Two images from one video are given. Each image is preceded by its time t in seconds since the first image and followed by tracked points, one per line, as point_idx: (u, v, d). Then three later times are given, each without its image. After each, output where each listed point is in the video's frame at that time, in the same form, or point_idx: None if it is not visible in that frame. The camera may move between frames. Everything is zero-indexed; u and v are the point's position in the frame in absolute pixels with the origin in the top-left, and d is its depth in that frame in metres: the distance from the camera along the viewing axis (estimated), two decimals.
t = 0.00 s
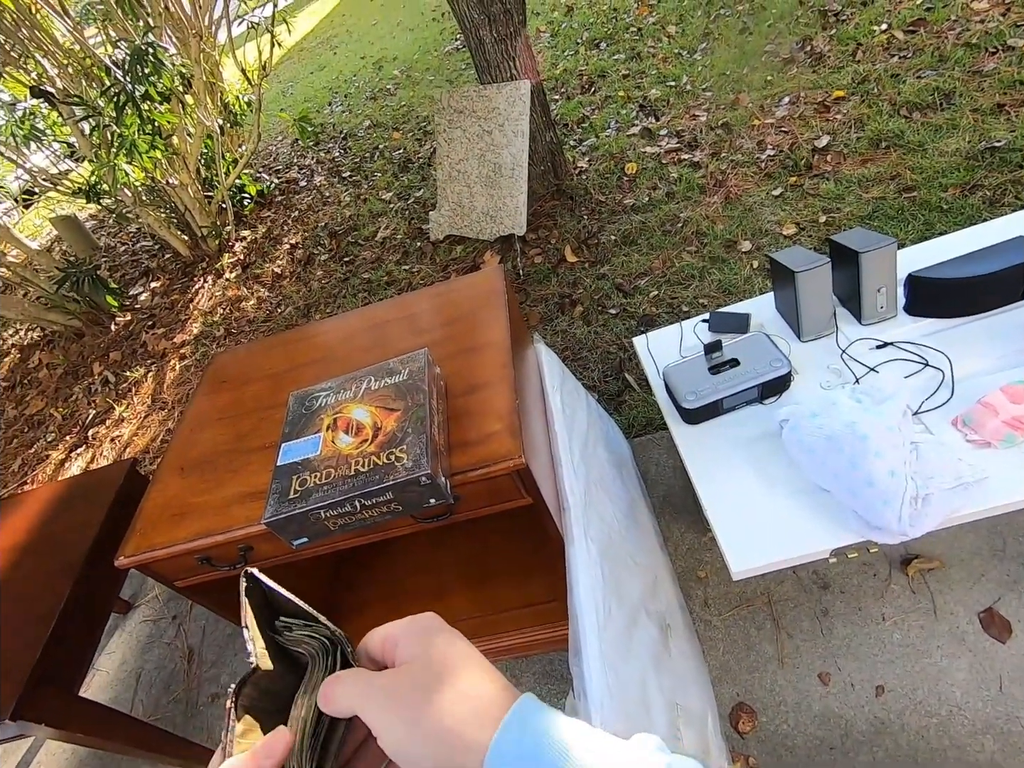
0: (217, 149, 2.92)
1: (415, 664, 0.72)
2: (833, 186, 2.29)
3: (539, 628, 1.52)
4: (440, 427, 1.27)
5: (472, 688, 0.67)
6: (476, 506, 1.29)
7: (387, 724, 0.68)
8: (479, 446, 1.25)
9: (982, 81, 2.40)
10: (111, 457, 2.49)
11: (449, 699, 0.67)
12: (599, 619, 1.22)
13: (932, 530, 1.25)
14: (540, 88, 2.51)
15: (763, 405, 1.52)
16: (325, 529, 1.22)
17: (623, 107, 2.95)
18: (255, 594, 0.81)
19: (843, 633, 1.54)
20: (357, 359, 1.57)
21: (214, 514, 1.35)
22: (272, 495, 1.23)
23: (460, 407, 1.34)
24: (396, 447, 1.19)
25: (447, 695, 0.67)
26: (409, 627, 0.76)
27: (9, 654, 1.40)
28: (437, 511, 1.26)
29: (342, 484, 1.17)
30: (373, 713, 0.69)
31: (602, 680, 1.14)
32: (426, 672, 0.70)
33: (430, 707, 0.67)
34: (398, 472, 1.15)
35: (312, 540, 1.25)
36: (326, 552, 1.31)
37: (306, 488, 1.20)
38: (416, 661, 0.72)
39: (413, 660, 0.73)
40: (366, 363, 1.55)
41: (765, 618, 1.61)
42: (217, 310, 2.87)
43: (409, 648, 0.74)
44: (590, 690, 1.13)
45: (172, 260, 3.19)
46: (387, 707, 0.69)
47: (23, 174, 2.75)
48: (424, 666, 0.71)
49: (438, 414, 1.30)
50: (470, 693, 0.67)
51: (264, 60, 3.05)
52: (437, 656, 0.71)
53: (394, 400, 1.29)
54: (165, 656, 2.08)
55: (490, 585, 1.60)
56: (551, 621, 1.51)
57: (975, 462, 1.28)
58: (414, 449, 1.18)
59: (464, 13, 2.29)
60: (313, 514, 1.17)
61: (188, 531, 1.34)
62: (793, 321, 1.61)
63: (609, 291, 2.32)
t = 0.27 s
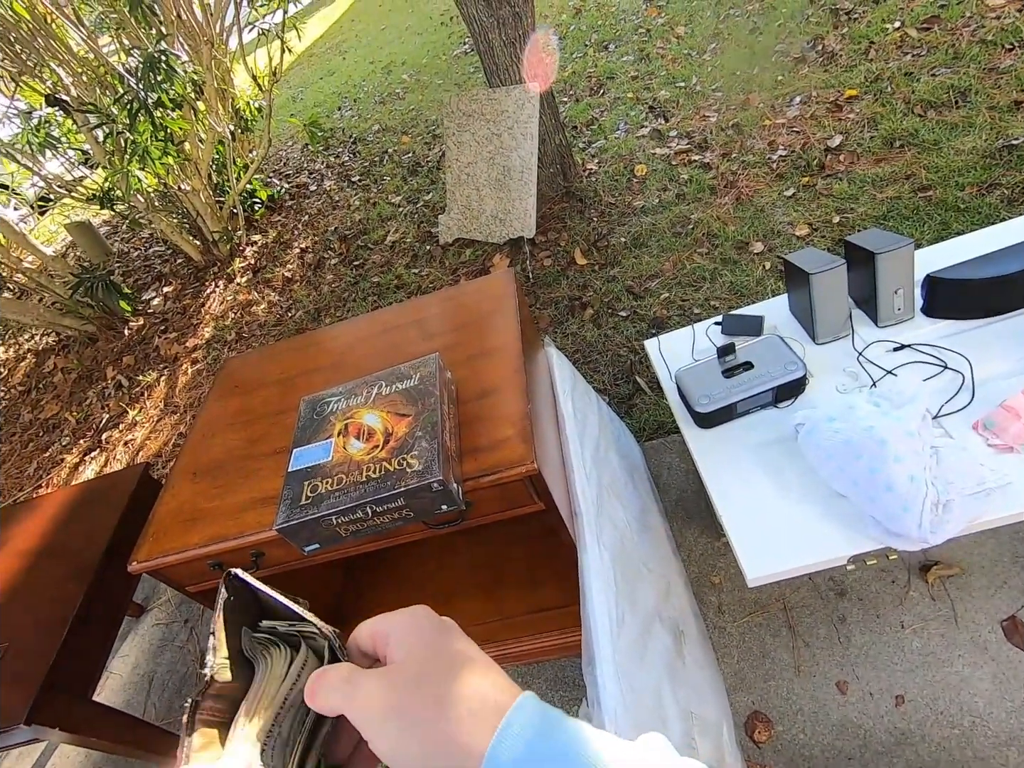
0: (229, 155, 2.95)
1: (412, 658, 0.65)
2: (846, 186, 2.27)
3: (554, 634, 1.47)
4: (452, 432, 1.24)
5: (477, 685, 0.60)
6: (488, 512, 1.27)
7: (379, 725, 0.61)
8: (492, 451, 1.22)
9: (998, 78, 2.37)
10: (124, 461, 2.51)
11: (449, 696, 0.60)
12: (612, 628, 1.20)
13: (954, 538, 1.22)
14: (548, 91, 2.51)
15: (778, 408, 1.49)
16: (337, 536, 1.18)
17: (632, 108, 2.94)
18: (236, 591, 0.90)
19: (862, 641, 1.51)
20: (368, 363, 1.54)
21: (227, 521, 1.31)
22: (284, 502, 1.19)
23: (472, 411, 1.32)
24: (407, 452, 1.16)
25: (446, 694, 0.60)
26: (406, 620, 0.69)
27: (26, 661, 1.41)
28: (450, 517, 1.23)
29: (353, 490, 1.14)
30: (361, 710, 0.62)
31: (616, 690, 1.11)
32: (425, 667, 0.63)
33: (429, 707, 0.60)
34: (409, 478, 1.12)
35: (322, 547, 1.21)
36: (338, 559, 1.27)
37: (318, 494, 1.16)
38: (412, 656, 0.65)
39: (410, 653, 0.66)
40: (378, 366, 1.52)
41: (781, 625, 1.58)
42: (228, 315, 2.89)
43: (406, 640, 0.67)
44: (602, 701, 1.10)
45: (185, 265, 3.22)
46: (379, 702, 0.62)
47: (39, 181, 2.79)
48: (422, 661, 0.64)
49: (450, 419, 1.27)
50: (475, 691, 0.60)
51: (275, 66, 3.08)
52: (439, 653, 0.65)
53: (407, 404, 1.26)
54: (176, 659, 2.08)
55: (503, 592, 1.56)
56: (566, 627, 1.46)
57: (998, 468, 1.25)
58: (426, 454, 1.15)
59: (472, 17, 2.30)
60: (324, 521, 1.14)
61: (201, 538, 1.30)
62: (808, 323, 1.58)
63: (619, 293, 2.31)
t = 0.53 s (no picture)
0: (238, 160, 2.98)
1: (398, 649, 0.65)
2: (855, 187, 2.26)
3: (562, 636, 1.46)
4: (459, 434, 1.24)
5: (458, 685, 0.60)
6: (496, 514, 1.27)
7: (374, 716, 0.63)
8: (500, 453, 1.22)
9: (1008, 77, 2.35)
10: (135, 464, 2.53)
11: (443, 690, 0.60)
12: (622, 631, 1.19)
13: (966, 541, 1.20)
14: (555, 94, 2.51)
15: (786, 410, 1.48)
16: (345, 538, 1.18)
17: (639, 111, 2.94)
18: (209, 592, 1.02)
19: (873, 645, 1.50)
20: (376, 365, 1.54)
21: (238, 522, 1.31)
22: (293, 504, 1.19)
23: (481, 413, 1.31)
24: (415, 455, 1.16)
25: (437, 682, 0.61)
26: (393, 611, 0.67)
27: (40, 660, 1.43)
28: (458, 520, 1.23)
29: (362, 492, 1.14)
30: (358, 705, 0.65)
31: (626, 694, 1.10)
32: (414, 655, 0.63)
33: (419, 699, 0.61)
34: (417, 481, 1.12)
35: (332, 549, 1.21)
36: (346, 561, 1.27)
37: (327, 496, 1.17)
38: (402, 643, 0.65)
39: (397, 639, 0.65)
40: (386, 369, 1.52)
41: (790, 628, 1.57)
42: (237, 319, 2.91)
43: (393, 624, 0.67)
44: (613, 705, 1.09)
45: (195, 269, 3.25)
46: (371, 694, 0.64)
47: (52, 188, 2.83)
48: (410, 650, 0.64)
49: (458, 421, 1.27)
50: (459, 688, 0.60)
51: (283, 72, 3.10)
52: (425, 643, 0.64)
53: (414, 407, 1.26)
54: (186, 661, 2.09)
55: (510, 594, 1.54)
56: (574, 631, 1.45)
57: (1011, 470, 1.24)
58: (434, 456, 1.15)
59: (478, 21, 2.31)
60: (333, 523, 1.14)
61: (213, 539, 1.31)
62: (816, 325, 1.57)
63: (626, 296, 2.30)
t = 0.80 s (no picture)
0: (247, 167, 3.01)
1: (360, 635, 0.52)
2: (863, 190, 2.25)
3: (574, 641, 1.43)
4: (467, 439, 1.24)
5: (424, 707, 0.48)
6: (504, 519, 1.26)
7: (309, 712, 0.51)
8: (507, 457, 1.22)
9: (1017, 78, 2.34)
10: (146, 468, 2.55)
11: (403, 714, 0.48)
12: (629, 636, 1.18)
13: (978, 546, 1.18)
14: (561, 100, 2.53)
15: (795, 414, 1.47)
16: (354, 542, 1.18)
17: (645, 115, 2.95)
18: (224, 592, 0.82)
19: (885, 651, 1.48)
20: (385, 370, 1.54)
21: (249, 526, 1.32)
22: (302, 508, 1.19)
23: (489, 418, 1.31)
24: (424, 459, 1.16)
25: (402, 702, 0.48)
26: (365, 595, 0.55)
27: (53, 663, 1.44)
28: (465, 524, 1.23)
29: (370, 496, 1.14)
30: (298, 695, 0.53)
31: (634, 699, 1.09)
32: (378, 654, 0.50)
33: (371, 714, 0.49)
34: (426, 484, 1.11)
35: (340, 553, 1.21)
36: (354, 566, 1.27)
37: (336, 500, 1.16)
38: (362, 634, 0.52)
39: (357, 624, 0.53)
40: (395, 373, 1.52)
41: (801, 634, 1.56)
42: (247, 324, 2.94)
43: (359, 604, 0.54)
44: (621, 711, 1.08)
45: (205, 276, 3.28)
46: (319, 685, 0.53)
47: (65, 196, 2.87)
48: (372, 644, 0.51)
49: (466, 425, 1.27)
50: (426, 707, 0.48)
51: (292, 81, 3.14)
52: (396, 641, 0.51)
53: (423, 411, 1.26)
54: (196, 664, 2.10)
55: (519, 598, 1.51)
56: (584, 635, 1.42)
57: None
58: (442, 460, 1.15)
59: (486, 28, 2.33)
60: (343, 527, 1.14)
61: (224, 542, 1.31)
62: (825, 328, 1.56)
63: (633, 300, 2.30)
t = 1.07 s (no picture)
0: (258, 175, 3.04)
1: (377, 615, 0.57)
2: (872, 194, 2.24)
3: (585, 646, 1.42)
4: (477, 442, 1.23)
5: (429, 688, 0.52)
6: (513, 523, 1.25)
7: (321, 691, 0.57)
8: (516, 461, 1.22)
9: None
10: (157, 473, 2.57)
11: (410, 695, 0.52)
12: (640, 641, 1.17)
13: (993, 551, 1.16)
14: (568, 106, 2.54)
15: (805, 419, 1.46)
16: (364, 545, 1.18)
17: (652, 121, 2.95)
18: (187, 586, 0.89)
19: (898, 659, 1.46)
20: (395, 374, 1.54)
21: (260, 529, 1.31)
22: (313, 512, 1.19)
23: (498, 422, 1.31)
24: (434, 462, 1.16)
25: (406, 683, 0.53)
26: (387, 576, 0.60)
27: (66, 667, 1.45)
28: (475, 528, 1.22)
29: (381, 499, 1.13)
30: (314, 671, 0.59)
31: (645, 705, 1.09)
32: (392, 632, 0.55)
33: (379, 693, 0.53)
34: (436, 488, 1.11)
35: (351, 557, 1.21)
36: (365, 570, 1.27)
37: (346, 504, 1.16)
38: (379, 613, 0.57)
39: (375, 604, 0.58)
40: (404, 378, 1.52)
41: (812, 641, 1.54)
42: (257, 330, 2.96)
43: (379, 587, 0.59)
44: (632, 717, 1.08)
45: (216, 282, 3.31)
46: (333, 667, 0.58)
47: (80, 204, 2.92)
48: (386, 626, 0.56)
49: (475, 429, 1.27)
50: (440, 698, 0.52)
51: (303, 90, 3.17)
52: (409, 622, 0.56)
53: (432, 416, 1.25)
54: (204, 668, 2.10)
55: (529, 604, 1.50)
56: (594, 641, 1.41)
57: None
58: (452, 463, 1.14)
59: (494, 36, 2.35)
60: (353, 531, 1.13)
61: (236, 545, 1.31)
62: (835, 332, 1.55)
63: (641, 305, 2.30)
